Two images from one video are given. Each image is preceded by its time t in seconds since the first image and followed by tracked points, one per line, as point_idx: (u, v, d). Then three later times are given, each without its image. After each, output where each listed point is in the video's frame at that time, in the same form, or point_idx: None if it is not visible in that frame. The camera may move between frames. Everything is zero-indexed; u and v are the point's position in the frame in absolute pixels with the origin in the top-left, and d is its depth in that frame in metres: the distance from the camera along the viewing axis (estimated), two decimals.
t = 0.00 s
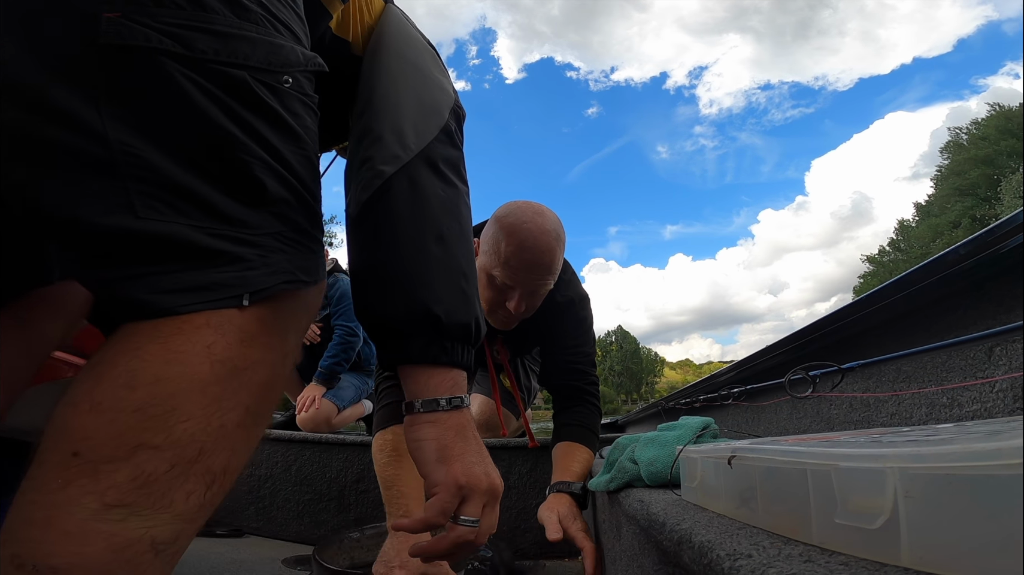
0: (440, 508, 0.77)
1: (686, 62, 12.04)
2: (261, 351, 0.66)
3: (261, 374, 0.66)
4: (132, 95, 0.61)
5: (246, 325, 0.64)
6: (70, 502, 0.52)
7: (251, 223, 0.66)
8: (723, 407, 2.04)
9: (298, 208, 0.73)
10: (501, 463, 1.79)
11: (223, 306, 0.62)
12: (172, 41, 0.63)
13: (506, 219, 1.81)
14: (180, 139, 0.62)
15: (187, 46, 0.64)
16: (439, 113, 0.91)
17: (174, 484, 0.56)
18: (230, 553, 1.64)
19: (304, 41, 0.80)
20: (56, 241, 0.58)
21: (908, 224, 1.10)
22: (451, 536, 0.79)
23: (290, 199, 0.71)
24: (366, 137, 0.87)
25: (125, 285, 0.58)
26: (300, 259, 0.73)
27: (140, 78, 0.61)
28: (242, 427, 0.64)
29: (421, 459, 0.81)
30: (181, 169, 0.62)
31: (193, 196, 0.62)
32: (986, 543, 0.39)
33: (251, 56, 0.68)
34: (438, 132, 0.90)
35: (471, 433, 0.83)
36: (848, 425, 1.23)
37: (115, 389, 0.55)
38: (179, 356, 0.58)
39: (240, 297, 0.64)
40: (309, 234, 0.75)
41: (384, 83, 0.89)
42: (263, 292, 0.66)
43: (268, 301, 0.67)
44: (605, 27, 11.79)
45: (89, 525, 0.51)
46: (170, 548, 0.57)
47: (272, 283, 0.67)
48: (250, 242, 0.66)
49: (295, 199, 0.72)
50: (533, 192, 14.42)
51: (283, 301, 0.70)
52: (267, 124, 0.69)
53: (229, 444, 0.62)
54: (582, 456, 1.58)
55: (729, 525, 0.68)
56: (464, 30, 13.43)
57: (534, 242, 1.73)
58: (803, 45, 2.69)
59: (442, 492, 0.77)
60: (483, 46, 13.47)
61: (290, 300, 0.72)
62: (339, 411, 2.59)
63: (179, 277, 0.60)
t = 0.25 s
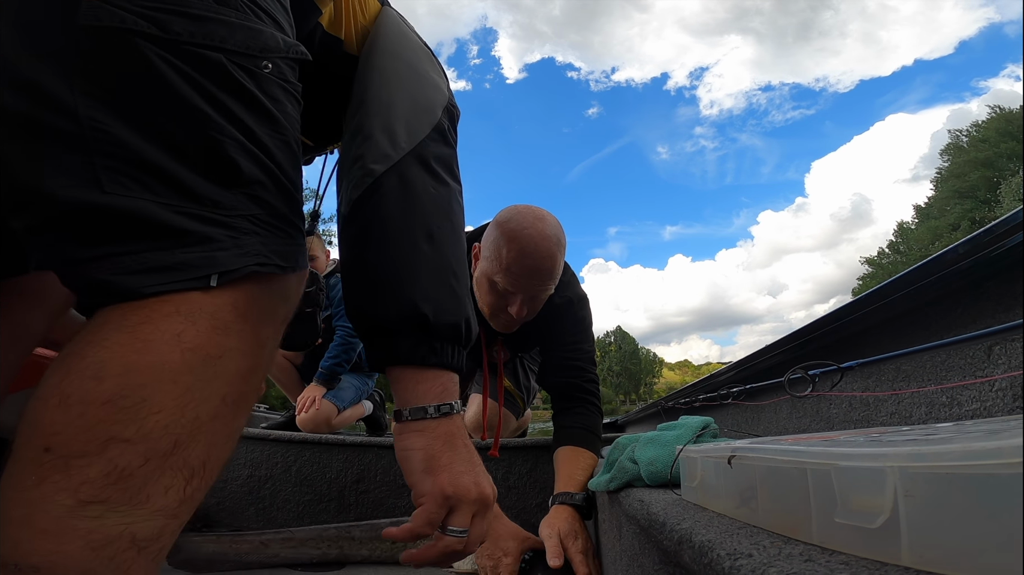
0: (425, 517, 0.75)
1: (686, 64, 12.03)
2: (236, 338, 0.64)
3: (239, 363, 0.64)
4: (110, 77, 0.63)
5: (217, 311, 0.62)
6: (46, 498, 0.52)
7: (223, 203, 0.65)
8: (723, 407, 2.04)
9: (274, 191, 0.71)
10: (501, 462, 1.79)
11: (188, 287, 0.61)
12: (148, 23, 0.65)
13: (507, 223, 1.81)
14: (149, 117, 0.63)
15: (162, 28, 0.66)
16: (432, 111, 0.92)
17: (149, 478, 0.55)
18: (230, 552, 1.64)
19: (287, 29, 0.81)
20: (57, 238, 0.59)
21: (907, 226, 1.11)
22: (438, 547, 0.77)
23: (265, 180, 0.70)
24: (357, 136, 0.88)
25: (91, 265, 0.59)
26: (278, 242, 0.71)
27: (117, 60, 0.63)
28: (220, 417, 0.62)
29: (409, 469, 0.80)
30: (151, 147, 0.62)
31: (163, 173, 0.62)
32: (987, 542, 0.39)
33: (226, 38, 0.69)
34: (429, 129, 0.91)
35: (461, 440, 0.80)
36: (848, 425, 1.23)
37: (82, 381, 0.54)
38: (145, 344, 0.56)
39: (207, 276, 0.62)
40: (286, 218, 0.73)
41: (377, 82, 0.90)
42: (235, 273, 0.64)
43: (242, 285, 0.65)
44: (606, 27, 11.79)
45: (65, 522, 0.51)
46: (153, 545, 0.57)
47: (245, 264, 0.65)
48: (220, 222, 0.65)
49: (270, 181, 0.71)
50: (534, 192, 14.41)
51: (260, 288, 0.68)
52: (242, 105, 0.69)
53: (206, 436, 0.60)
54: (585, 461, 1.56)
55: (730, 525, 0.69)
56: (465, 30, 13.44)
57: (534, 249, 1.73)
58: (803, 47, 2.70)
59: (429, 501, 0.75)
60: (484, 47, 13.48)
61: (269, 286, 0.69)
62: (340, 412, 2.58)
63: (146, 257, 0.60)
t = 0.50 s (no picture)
0: (386, 526, 0.75)
1: (686, 64, 12.04)
2: (226, 337, 0.65)
3: (228, 362, 0.65)
4: (87, 82, 0.62)
5: (206, 311, 0.63)
6: (38, 497, 0.51)
7: (209, 205, 0.66)
8: (723, 407, 2.04)
9: (261, 193, 0.72)
10: (502, 462, 1.79)
11: (176, 289, 0.61)
12: (120, 29, 0.64)
13: (490, 225, 1.80)
14: (131, 121, 0.63)
15: (136, 33, 0.65)
16: (410, 116, 0.92)
17: (142, 476, 0.55)
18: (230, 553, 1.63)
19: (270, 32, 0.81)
20: (53, 241, 0.59)
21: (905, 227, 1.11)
22: (396, 556, 0.77)
23: (251, 182, 0.70)
24: (333, 141, 0.88)
25: (80, 269, 0.58)
26: (263, 244, 0.72)
27: (93, 65, 0.63)
28: (212, 416, 0.62)
29: (373, 477, 0.80)
30: (134, 151, 0.62)
31: (146, 176, 0.62)
32: (988, 542, 0.39)
33: (204, 42, 0.69)
34: (406, 136, 0.90)
35: (427, 451, 0.80)
36: (847, 424, 1.23)
37: (73, 380, 0.54)
38: (136, 343, 0.57)
39: (195, 278, 0.62)
40: (273, 218, 0.74)
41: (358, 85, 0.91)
42: (221, 275, 0.64)
43: (229, 286, 0.66)
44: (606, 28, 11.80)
45: (58, 521, 0.51)
46: (147, 543, 0.57)
47: (231, 265, 0.65)
48: (207, 224, 0.65)
49: (257, 182, 0.71)
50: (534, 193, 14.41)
51: (246, 289, 0.69)
52: (224, 107, 0.69)
53: (198, 434, 0.60)
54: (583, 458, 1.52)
55: (730, 525, 0.69)
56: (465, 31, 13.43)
57: (517, 248, 1.73)
58: (802, 47, 2.70)
59: (390, 510, 0.75)
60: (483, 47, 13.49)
61: (255, 288, 0.71)
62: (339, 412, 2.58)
63: (131, 261, 0.59)
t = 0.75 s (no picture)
0: (385, 521, 0.77)
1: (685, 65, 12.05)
2: (221, 335, 0.65)
3: (222, 360, 0.65)
4: (78, 82, 0.62)
5: (199, 308, 0.63)
6: (32, 496, 0.51)
7: (202, 202, 0.65)
8: (723, 407, 2.04)
9: (256, 189, 0.72)
10: (502, 463, 1.78)
11: (168, 286, 0.60)
12: (110, 27, 0.64)
13: (480, 226, 1.77)
14: (123, 119, 0.63)
15: (125, 32, 0.64)
16: (404, 111, 0.92)
17: (136, 474, 0.55)
18: (230, 553, 1.63)
19: (263, 30, 0.81)
20: (50, 240, 0.59)
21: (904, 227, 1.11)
22: (399, 548, 0.79)
23: (245, 178, 0.70)
24: (325, 137, 0.87)
25: (74, 267, 0.58)
26: (258, 240, 0.71)
27: (84, 65, 0.62)
28: (207, 414, 0.62)
29: (371, 471, 0.80)
30: (126, 149, 0.62)
31: (138, 174, 0.62)
32: (988, 542, 0.39)
33: (193, 39, 0.68)
34: (399, 129, 0.90)
35: (423, 445, 0.81)
36: (847, 424, 1.23)
37: (66, 378, 0.54)
38: (129, 340, 0.56)
39: (187, 276, 0.62)
40: (268, 215, 0.73)
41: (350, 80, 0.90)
42: (214, 271, 0.64)
43: (222, 283, 0.66)
44: (605, 28, 11.80)
45: (53, 519, 0.51)
46: (143, 542, 0.56)
47: (225, 261, 0.65)
48: (201, 220, 0.65)
49: (251, 179, 0.71)
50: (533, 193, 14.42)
51: (240, 286, 0.69)
52: (216, 103, 0.68)
53: (192, 433, 0.60)
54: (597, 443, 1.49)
55: (730, 525, 0.69)
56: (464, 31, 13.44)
57: (507, 249, 1.70)
58: (802, 48, 2.71)
59: (390, 504, 0.77)
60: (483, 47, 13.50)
61: (249, 285, 0.71)
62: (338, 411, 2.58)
63: (124, 259, 0.59)
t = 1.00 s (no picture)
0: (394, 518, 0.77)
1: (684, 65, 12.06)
2: (220, 333, 0.64)
3: (222, 359, 0.64)
4: (76, 78, 0.62)
5: (197, 307, 0.62)
6: (31, 494, 0.51)
7: (203, 199, 0.65)
8: (723, 407, 2.04)
9: (256, 187, 0.71)
10: (502, 463, 1.78)
11: (167, 284, 0.60)
12: (108, 24, 0.64)
13: (478, 228, 1.77)
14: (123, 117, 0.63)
15: (123, 28, 0.64)
16: (405, 108, 0.91)
17: (135, 473, 0.55)
18: (230, 553, 1.63)
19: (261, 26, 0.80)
20: (50, 237, 0.59)
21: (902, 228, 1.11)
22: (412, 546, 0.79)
23: (245, 175, 0.69)
24: (327, 134, 0.87)
25: (73, 265, 0.58)
26: (258, 237, 0.71)
27: (82, 62, 0.62)
28: (207, 413, 0.62)
29: (380, 469, 0.80)
30: (126, 146, 0.62)
31: (138, 171, 0.62)
32: (988, 543, 0.39)
33: (192, 35, 0.68)
34: (400, 126, 0.90)
35: (430, 441, 0.81)
36: (848, 425, 1.23)
37: (64, 377, 0.53)
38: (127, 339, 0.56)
39: (187, 274, 0.62)
40: (268, 212, 0.73)
41: (350, 76, 0.90)
42: (214, 268, 0.64)
43: (222, 281, 0.66)
44: (605, 28, 11.81)
45: (51, 519, 0.51)
46: (142, 541, 0.56)
47: (225, 259, 0.65)
48: (201, 218, 0.65)
49: (249, 176, 0.70)
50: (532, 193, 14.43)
51: (239, 283, 0.69)
52: (215, 100, 0.68)
53: (191, 432, 0.60)
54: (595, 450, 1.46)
55: (730, 525, 0.69)
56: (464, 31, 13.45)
57: (504, 253, 1.70)
58: (801, 49, 2.72)
59: (399, 502, 0.76)
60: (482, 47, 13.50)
61: (249, 283, 0.70)
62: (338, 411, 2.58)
63: (125, 256, 0.59)
